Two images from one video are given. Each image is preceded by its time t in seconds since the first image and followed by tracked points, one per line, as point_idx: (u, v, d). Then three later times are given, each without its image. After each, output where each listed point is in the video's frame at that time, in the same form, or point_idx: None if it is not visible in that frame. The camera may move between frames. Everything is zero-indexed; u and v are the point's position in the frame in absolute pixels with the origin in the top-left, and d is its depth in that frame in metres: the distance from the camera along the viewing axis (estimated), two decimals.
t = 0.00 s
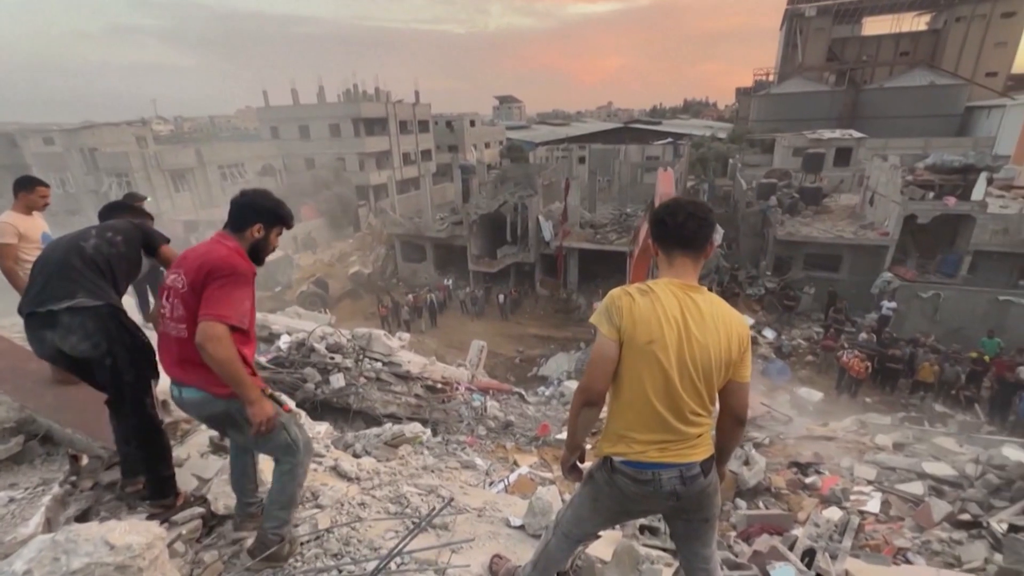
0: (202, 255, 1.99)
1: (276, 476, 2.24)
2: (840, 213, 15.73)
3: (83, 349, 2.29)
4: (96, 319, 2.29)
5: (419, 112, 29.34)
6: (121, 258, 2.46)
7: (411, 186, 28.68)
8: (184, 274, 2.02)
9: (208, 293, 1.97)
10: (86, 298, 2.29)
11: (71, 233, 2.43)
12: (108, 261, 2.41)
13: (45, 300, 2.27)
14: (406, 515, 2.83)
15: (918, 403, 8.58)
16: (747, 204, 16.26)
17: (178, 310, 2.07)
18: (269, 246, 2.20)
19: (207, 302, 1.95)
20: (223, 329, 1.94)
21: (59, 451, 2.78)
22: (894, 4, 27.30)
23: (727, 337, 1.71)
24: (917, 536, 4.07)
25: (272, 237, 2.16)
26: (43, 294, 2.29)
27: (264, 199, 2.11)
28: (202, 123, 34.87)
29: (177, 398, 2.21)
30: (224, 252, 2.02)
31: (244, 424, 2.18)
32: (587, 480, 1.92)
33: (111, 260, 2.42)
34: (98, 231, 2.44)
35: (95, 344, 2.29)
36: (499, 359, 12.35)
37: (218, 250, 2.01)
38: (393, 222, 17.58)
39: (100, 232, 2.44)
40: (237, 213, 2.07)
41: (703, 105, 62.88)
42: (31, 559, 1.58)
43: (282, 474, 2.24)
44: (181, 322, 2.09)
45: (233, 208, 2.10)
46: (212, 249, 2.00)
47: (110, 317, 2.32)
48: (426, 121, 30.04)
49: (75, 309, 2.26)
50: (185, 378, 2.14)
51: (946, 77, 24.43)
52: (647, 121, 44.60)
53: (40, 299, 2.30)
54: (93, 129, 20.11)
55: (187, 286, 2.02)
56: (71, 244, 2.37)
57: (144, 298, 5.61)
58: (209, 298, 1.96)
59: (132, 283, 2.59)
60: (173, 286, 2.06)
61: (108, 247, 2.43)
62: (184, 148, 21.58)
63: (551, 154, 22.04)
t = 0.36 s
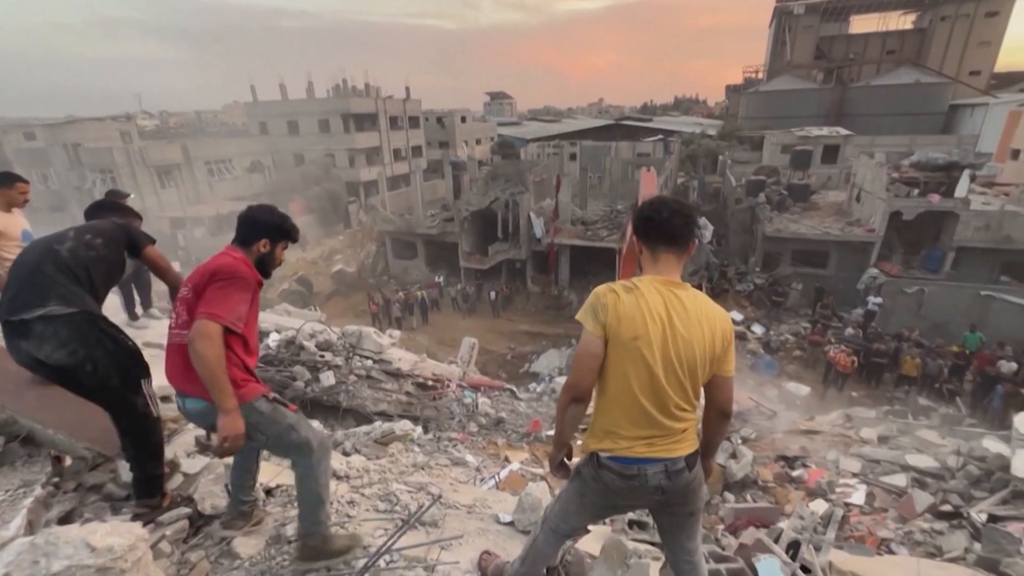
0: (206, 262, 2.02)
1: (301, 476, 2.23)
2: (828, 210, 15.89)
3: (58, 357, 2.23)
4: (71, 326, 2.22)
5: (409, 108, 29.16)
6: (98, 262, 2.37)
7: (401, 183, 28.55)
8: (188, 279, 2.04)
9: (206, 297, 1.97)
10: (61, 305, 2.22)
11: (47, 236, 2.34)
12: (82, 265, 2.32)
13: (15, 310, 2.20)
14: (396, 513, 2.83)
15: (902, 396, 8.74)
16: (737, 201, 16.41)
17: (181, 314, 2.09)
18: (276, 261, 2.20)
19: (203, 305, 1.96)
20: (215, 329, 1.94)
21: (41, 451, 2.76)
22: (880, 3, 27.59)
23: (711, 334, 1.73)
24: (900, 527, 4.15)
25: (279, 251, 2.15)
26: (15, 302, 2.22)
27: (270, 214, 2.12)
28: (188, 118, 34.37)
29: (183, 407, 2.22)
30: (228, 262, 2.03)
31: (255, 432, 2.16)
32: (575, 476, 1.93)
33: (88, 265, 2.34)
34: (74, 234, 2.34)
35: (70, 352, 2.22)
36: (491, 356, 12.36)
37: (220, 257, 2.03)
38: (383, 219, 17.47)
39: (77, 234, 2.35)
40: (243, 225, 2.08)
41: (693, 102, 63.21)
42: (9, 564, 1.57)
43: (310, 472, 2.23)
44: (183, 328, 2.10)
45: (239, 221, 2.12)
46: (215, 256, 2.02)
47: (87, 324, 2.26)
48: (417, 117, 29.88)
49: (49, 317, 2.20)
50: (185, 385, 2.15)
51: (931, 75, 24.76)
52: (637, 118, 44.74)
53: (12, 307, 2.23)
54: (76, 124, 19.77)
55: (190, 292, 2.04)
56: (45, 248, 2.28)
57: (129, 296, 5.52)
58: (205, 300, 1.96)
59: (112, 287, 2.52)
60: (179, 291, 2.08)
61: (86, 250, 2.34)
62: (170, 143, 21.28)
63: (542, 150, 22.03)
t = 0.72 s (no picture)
0: (275, 280, 1.95)
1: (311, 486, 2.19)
2: (814, 204, 16.06)
3: (46, 352, 2.15)
4: (63, 320, 2.18)
5: (397, 101, 28.91)
6: (88, 261, 2.34)
7: (390, 177, 28.36)
8: (251, 296, 1.95)
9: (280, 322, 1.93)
10: (52, 297, 2.18)
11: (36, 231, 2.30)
12: (73, 263, 2.29)
13: None
14: (384, 507, 2.85)
15: (884, 387, 8.90)
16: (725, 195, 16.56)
17: (233, 328, 1.99)
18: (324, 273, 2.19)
19: (280, 331, 1.91)
20: (300, 362, 1.89)
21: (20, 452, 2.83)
22: None
23: (694, 326, 1.75)
24: (881, 515, 4.24)
25: (330, 265, 2.14)
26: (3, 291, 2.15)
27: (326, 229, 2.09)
28: (172, 111, 33.77)
29: (206, 416, 2.13)
30: (295, 282, 1.99)
31: (274, 442, 2.13)
32: (560, 468, 1.95)
33: (77, 264, 2.30)
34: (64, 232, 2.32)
35: (60, 345, 2.17)
36: (481, 351, 12.37)
37: (291, 280, 1.98)
38: (372, 213, 17.34)
39: (68, 233, 2.32)
40: (305, 243, 2.04)
41: (683, 97, 63.41)
42: None
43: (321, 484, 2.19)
44: (229, 341, 2.03)
45: (298, 236, 2.05)
46: (285, 277, 1.96)
47: (78, 318, 2.24)
48: (406, 111, 29.65)
49: (39, 308, 2.14)
50: (218, 397, 2.08)
51: (916, 71, 25.06)
52: (627, 113, 44.76)
53: None
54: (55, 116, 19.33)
55: (253, 310, 1.96)
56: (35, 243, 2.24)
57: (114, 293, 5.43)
58: (287, 329, 1.91)
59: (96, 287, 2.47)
60: (235, 305, 1.98)
61: (75, 249, 2.30)
62: (153, 137, 20.91)
63: (531, 145, 21.99)
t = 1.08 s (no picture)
0: (319, 303, 1.92)
1: (309, 486, 2.21)
2: (802, 199, 16.20)
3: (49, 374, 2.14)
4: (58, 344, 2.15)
5: (387, 95, 28.67)
6: (77, 286, 2.27)
7: (381, 172, 28.18)
8: (289, 314, 1.91)
9: (317, 347, 1.92)
10: (45, 320, 2.14)
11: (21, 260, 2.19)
12: (62, 287, 2.21)
13: None
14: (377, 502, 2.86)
15: (870, 379, 9.04)
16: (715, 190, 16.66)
17: (261, 341, 1.95)
18: (359, 292, 2.18)
19: (318, 357, 1.91)
20: (336, 392, 1.90)
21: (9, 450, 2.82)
22: None
23: (676, 322, 1.77)
24: (866, 503, 4.33)
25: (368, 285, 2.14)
26: None
27: (367, 251, 2.07)
28: (157, 104, 33.23)
29: (215, 419, 2.11)
30: (337, 306, 1.98)
31: (282, 446, 2.12)
32: (551, 462, 1.98)
33: (66, 288, 2.22)
34: (49, 259, 2.22)
35: (60, 367, 2.15)
36: (473, 346, 12.38)
37: (333, 304, 1.96)
38: (363, 209, 17.24)
39: (53, 260, 2.23)
40: (348, 265, 2.02)
41: (674, 91, 63.54)
42: None
43: (319, 482, 2.20)
44: (254, 352, 1.98)
45: (346, 258, 2.03)
46: (329, 300, 1.94)
47: (73, 339, 2.20)
48: (396, 105, 29.44)
49: (33, 333, 2.11)
50: (230, 402, 2.05)
51: (903, 66, 25.29)
52: (618, 107, 44.74)
53: None
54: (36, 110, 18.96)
55: (290, 329, 1.91)
56: (19, 271, 2.14)
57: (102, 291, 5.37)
58: (327, 357, 1.91)
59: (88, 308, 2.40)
60: (268, 318, 1.94)
61: (62, 274, 2.21)
62: (138, 131, 20.60)
63: (523, 139, 21.95)
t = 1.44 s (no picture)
0: (305, 302, 1.93)
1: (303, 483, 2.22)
2: (793, 194, 16.33)
3: (59, 411, 2.11)
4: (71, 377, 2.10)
5: (379, 90, 28.52)
6: (91, 310, 2.27)
7: (373, 168, 28.07)
8: (277, 314, 1.92)
9: (307, 346, 1.93)
10: (60, 351, 2.10)
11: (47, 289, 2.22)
12: (79, 313, 2.22)
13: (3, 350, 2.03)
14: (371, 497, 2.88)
15: (859, 372, 9.18)
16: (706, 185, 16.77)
17: (251, 341, 1.96)
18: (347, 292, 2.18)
19: (307, 356, 1.92)
20: (327, 391, 1.91)
21: None
22: None
23: (666, 318, 1.80)
24: (854, 494, 4.40)
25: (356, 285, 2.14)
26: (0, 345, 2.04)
27: (355, 252, 2.08)
28: (145, 100, 32.83)
29: (207, 421, 2.12)
30: (325, 305, 1.99)
31: (274, 445, 2.12)
32: (542, 457, 2.00)
33: (84, 313, 2.24)
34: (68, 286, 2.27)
35: (72, 402, 2.10)
36: (467, 342, 12.42)
37: (322, 303, 1.97)
38: (355, 205, 17.18)
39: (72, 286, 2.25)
40: (336, 265, 2.03)
41: (667, 87, 63.70)
42: None
43: (314, 479, 2.22)
44: (243, 352, 1.98)
45: (334, 257, 2.04)
46: (317, 299, 1.96)
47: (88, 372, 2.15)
48: (388, 101, 29.29)
49: (47, 365, 2.06)
50: (221, 404, 2.06)
51: (892, 62, 25.49)
52: (611, 103, 44.71)
53: None
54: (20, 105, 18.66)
55: (278, 328, 1.92)
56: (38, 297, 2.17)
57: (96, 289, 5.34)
58: (316, 355, 1.92)
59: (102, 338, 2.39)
60: (256, 319, 1.94)
61: (82, 300, 2.25)
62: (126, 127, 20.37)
63: (516, 135, 21.89)
